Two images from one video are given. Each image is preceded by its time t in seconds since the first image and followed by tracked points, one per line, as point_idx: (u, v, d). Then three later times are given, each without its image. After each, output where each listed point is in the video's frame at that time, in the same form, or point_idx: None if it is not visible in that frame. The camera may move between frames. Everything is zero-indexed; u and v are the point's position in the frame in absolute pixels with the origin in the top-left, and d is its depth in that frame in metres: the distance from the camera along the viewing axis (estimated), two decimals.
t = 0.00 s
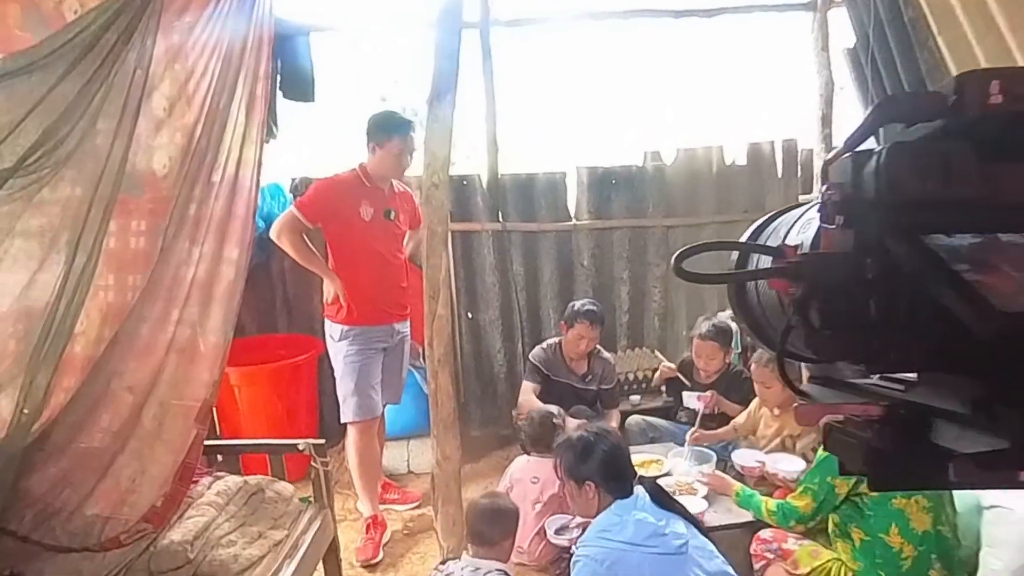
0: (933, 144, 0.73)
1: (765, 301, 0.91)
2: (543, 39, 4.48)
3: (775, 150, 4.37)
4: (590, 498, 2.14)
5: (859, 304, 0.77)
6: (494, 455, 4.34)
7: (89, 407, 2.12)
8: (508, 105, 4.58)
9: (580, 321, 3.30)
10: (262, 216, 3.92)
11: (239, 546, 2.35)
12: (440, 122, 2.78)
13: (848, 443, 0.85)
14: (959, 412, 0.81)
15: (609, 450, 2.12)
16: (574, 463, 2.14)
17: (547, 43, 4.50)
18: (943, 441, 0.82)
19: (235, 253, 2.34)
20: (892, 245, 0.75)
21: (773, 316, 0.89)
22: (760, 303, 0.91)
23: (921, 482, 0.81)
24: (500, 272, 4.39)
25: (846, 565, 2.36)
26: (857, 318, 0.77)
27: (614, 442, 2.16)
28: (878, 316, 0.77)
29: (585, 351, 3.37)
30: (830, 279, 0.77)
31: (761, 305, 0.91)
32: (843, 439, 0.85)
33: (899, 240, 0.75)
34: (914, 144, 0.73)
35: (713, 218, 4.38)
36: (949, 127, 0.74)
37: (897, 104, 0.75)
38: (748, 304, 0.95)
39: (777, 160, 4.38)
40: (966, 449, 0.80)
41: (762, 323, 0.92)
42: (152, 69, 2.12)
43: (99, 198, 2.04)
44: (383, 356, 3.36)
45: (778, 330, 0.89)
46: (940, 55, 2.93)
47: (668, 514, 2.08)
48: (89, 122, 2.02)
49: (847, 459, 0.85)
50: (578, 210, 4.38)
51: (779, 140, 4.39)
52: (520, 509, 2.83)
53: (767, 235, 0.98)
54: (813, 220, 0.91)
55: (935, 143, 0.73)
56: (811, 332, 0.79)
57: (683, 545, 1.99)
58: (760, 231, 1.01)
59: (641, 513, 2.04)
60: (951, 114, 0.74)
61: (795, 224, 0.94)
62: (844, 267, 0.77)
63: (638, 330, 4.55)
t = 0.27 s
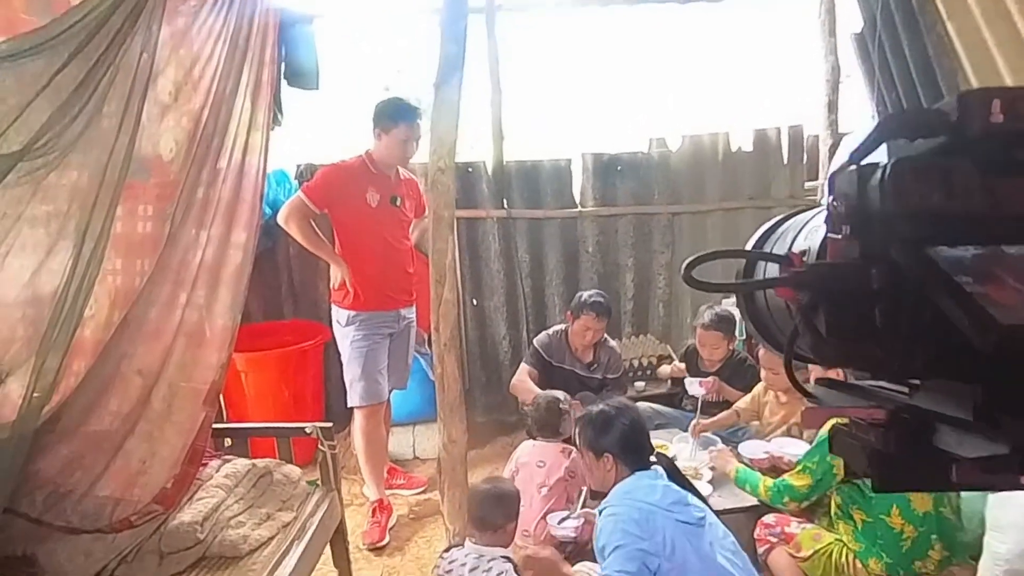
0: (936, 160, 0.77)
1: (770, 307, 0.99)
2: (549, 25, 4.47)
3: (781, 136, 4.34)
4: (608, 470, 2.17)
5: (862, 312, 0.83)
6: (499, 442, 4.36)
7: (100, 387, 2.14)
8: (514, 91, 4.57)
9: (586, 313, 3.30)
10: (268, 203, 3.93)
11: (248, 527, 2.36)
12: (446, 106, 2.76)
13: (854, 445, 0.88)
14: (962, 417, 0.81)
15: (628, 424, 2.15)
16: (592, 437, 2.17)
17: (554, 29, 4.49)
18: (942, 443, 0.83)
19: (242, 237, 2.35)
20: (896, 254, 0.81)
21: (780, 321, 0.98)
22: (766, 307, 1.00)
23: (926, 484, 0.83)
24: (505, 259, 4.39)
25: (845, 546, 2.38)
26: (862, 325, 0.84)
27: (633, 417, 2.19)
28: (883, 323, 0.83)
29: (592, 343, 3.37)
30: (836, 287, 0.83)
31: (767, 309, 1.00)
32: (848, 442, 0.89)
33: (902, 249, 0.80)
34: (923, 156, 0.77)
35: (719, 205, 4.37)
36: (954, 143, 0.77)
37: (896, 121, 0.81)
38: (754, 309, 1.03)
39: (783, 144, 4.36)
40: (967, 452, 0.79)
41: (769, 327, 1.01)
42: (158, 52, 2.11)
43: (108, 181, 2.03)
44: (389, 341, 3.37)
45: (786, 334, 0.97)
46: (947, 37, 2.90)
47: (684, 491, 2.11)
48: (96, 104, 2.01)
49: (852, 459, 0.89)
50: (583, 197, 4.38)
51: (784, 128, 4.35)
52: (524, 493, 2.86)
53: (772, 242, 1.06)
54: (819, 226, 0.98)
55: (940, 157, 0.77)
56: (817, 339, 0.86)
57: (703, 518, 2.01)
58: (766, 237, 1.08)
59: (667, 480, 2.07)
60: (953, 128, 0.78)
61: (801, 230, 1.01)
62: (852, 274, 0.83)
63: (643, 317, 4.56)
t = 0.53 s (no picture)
0: (969, 151, 0.77)
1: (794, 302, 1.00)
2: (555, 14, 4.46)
3: (787, 124, 4.33)
4: (620, 453, 2.18)
5: (894, 305, 0.84)
6: (504, 430, 4.38)
7: (107, 374, 2.17)
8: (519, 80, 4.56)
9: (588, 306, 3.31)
10: (272, 192, 3.93)
11: (255, 513, 2.37)
12: (451, 94, 2.77)
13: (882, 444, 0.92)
14: (995, 411, 0.84)
15: (643, 407, 2.16)
16: (606, 419, 2.18)
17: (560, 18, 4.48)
18: (974, 439, 0.87)
19: (248, 225, 2.33)
20: (927, 247, 0.80)
21: (804, 318, 0.98)
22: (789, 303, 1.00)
23: (952, 474, 0.88)
24: (510, 248, 4.39)
25: (849, 535, 2.39)
26: (892, 320, 0.84)
27: (647, 401, 2.19)
28: (913, 317, 0.84)
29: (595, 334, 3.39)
30: (865, 281, 0.84)
31: (791, 305, 1.00)
32: (874, 439, 0.93)
33: (935, 242, 0.79)
34: (954, 148, 0.78)
35: (724, 193, 4.37)
36: (985, 134, 0.78)
37: (927, 116, 0.82)
38: (778, 306, 1.03)
39: (789, 133, 4.35)
40: (998, 448, 0.83)
41: (792, 324, 1.01)
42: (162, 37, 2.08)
43: (115, 167, 2.03)
44: (394, 330, 3.39)
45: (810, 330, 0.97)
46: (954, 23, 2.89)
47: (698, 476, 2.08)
48: (102, 91, 2.00)
49: (879, 456, 0.93)
50: (588, 185, 4.38)
51: (791, 116, 4.35)
52: (529, 480, 2.96)
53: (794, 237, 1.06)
54: (843, 221, 0.98)
55: (970, 149, 0.78)
56: (847, 332, 0.87)
57: (712, 504, 2.00)
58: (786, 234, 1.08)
59: (677, 465, 2.05)
60: (988, 117, 0.81)
61: (824, 226, 1.01)
62: (885, 267, 0.83)
63: (647, 306, 4.57)
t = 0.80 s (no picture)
0: (970, 125, 0.83)
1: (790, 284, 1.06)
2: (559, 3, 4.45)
3: (792, 113, 4.35)
4: (617, 446, 2.17)
5: (891, 287, 0.89)
6: (508, 418, 4.40)
7: (115, 363, 2.18)
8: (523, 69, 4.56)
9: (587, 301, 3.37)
10: (277, 180, 3.94)
11: (264, 498, 2.39)
12: (455, 83, 2.77)
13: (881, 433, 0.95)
14: (996, 396, 0.89)
15: (636, 401, 2.14)
16: (602, 414, 2.18)
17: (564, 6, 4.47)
18: (972, 424, 0.90)
19: (254, 213, 2.34)
20: (925, 228, 0.86)
21: (800, 302, 1.03)
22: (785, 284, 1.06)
23: (952, 458, 0.90)
24: (514, 237, 4.40)
25: (850, 522, 2.41)
26: (891, 302, 0.89)
27: (642, 393, 2.18)
28: (910, 299, 0.89)
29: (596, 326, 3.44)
30: (860, 266, 0.88)
31: (787, 288, 1.06)
32: (874, 428, 0.96)
33: (932, 221, 0.86)
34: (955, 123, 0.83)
35: (729, 182, 4.38)
36: (983, 110, 0.83)
37: (928, 88, 0.87)
38: (774, 290, 1.09)
39: (794, 121, 4.37)
40: (999, 433, 0.86)
41: (788, 307, 1.07)
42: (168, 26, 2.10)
43: (121, 154, 2.03)
44: (399, 318, 3.40)
45: (806, 314, 1.02)
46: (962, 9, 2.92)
47: (697, 464, 2.06)
48: (108, 80, 2.01)
49: (879, 445, 0.96)
50: (592, 174, 4.39)
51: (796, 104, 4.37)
52: (534, 466, 2.99)
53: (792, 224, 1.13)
54: (841, 207, 1.05)
55: (972, 124, 0.83)
56: (843, 315, 0.91)
57: (710, 496, 1.99)
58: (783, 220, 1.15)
59: (676, 458, 2.03)
60: (986, 93, 0.85)
61: (822, 212, 1.08)
62: (883, 251, 0.88)
63: (651, 295, 4.58)
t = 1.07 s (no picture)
0: (998, 123, 0.79)
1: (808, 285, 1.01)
2: None
3: (797, 101, 4.34)
4: (615, 443, 2.16)
5: (911, 289, 0.85)
6: (512, 407, 4.42)
7: (124, 351, 2.20)
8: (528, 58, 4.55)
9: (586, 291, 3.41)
10: (282, 170, 3.95)
11: (271, 485, 2.42)
12: (460, 72, 2.77)
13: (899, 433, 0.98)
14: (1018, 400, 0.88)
15: (633, 398, 2.12)
16: (599, 411, 2.16)
17: None
18: (995, 429, 0.91)
19: (260, 202, 2.35)
20: (948, 227, 0.82)
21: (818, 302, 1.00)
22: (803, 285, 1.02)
23: (973, 462, 0.92)
24: (518, 227, 4.41)
25: (854, 509, 2.40)
26: (911, 303, 0.85)
27: (639, 389, 2.16)
28: (931, 300, 0.85)
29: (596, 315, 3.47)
30: (879, 263, 0.84)
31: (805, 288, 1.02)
32: (891, 428, 0.99)
33: (955, 221, 0.82)
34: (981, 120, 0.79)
35: (734, 172, 4.38)
36: (1009, 108, 0.80)
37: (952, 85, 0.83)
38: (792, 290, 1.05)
39: (800, 110, 4.36)
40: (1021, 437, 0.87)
41: (806, 308, 1.03)
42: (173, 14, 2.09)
43: (130, 140, 2.04)
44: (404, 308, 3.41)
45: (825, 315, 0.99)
46: None
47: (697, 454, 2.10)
48: (113, 68, 2.01)
49: (897, 446, 0.98)
50: (596, 164, 4.40)
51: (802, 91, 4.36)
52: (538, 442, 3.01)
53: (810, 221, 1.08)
54: (860, 206, 1.00)
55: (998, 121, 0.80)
56: (860, 317, 0.86)
57: (713, 484, 2.02)
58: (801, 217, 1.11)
59: (680, 448, 2.05)
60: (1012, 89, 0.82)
61: (841, 211, 1.02)
62: (902, 250, 0.84)
63: (655, 285, 4.59)
